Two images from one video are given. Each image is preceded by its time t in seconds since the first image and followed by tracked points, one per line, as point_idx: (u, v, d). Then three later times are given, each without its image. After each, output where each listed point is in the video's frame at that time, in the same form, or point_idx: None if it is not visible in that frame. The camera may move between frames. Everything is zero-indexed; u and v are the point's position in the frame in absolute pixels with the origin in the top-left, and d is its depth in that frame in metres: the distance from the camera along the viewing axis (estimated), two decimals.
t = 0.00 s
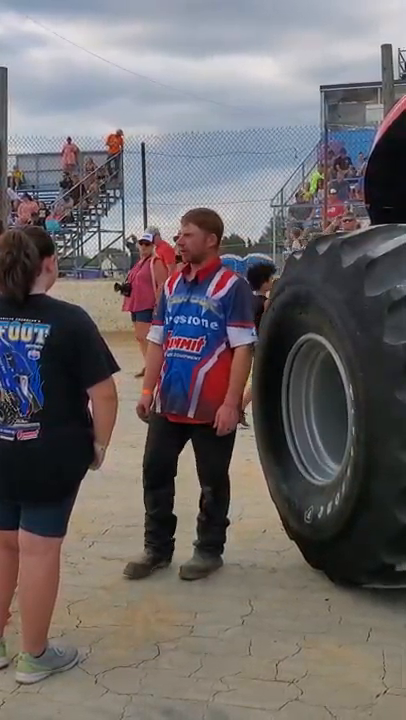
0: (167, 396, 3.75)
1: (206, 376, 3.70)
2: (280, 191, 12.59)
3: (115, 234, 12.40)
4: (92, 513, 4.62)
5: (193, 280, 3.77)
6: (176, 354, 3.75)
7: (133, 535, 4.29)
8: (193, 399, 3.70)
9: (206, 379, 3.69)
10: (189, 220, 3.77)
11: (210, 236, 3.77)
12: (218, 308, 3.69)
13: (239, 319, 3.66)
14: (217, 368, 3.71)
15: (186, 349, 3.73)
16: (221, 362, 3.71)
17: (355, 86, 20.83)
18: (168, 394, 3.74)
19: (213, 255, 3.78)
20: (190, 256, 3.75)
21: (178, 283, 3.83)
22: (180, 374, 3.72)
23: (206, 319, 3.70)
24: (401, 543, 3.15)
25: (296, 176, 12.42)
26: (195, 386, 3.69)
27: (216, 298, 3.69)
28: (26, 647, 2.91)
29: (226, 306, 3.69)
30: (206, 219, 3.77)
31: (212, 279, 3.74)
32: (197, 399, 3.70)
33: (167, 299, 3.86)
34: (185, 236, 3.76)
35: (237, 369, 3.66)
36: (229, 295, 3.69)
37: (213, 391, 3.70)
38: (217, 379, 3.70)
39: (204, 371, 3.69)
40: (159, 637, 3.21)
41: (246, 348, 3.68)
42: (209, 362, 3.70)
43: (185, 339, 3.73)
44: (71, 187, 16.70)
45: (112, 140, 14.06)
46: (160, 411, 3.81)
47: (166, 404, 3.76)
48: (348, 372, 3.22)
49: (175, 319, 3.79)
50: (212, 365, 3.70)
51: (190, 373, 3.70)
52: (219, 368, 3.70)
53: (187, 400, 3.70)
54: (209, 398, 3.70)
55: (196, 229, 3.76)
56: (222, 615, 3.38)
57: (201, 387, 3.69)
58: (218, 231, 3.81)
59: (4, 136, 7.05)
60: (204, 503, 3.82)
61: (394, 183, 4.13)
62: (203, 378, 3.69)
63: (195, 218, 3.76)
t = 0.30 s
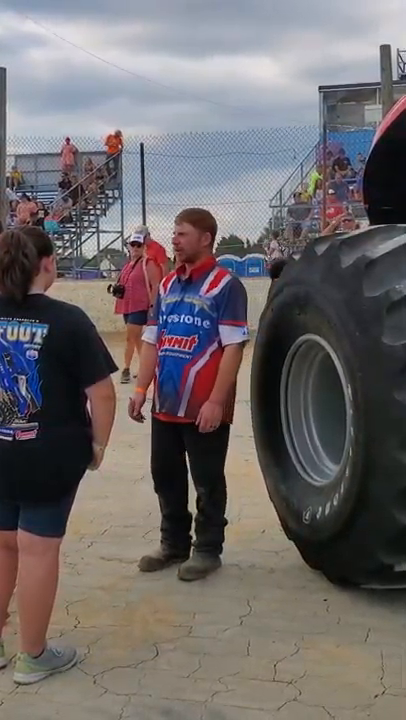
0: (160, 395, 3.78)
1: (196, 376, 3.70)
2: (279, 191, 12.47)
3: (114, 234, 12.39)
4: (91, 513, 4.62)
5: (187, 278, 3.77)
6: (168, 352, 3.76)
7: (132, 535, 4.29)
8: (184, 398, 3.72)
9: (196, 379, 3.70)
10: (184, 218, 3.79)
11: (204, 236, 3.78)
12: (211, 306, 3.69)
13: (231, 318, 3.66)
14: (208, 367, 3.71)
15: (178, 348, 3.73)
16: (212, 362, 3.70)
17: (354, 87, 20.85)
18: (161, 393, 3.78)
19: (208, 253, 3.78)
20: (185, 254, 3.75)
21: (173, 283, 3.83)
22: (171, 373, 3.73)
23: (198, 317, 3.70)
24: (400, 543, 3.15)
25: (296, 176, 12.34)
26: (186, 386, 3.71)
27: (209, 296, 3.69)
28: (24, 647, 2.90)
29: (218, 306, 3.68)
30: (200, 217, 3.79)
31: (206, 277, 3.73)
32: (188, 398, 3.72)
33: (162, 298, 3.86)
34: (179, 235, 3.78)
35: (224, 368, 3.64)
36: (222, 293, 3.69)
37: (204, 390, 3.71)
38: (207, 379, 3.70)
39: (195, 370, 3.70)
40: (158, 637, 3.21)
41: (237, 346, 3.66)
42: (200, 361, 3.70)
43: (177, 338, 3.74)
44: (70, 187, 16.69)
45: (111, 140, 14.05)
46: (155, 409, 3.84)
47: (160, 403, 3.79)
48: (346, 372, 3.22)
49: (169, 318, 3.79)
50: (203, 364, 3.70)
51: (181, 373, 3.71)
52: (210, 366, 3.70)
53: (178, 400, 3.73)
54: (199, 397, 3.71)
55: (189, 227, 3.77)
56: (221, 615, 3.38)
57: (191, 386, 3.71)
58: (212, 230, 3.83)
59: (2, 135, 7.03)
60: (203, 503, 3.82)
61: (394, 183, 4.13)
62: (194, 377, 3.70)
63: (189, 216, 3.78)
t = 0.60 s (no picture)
0: (157, 395, 3.78)
1: (193, 376, 3.70)
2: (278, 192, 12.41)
3: (112, 234, 12.39)
4: (89, 514, 4.62)
5: (182, 278, 3.77)
6: (164, 352, 3.75)
7: (131, 535, 4.30)
8: (181, 397, 3.72)
9: (193, 379, 3.70)
10: (181, 215, 3.79)
11: (201, 235, 3.80)
12: (207, 305, 3.70)
13: (227, 316, 3.67)
14: (205, 367, 3.71)
15: (174, 347, 3.73)
16: (209, 361, 3.71)
17: (353, 87, 20.87)
18: (158, 393, 3.77)
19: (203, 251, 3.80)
20: (184, 251, 3.75)
21: (167, 282, 3.83)
22: (168, 374, 3.73)
23: (195, 316, 3.70)
24: (399, 543, 3.15)
25: (294, 176, 12.39)
26: (183, 386, 3.71)
27: (206, 295, 3.70)
28: (23, 648, 2.90)
29: (215, 305, 3.69)
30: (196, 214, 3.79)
31: (202, 276, 3.74)
32: (185, 398, 3.72)
33: (155, 299, 3.87)
34: (177, 234, 3.76)
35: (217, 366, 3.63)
36: (218, 291, 3.70)
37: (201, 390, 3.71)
38: (204, 378, 3.70)
39: (192, 370, 3.70)
40: (157, 638, 3.21)
41: (234, 343, 3.67)
42: (196, 361, 3.70)
43: (173, 337, 3.74)
44: (69, 187, 16.70)
45: (109, 140, 14.05)
46: (153, 409, 3.84)
47: (157, 403, 3.79)
48: (345, 372, 3.22)
49: (163, 319, 3.79)
50: (200, 363, 3.70)
51: (178, 373, 3.71)
52: (206, 365, 3.70)
53: (175, 400, 3.73)
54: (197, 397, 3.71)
55: (188, 226, 3.77)
56: (220, 616, 3.38)
57: (189, 386, 3.71)
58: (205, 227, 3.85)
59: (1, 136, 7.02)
60: (202, 503, 3.82)
61: (392, 183, 4.14)
62: (190, 376, 3.70)
63: (186, 213, 3.78)
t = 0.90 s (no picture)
0: (155, 395, 3.77)
1: (193, 376, 3.70)
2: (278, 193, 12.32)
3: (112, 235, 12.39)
4: (89, 514, 4.62)
5: (180, 278, 3.77)
6: (162, 351, 3.75)
7: (131, 536, 4.30)
8: (180, 397, 3.71)
9: (193, 379, 3.70)
10: (176, 218, 3.76)
11: (198, 236, 3.79)
12: (208, 305, 3.70)
13: (230, 315, 3.69)
14: (204, 367, 3.71)
15: (173, 347, 3.72)
16: (209, 361, 3.72)
17: (353, 88, 20.89)
18: (156, 393, 3.76)
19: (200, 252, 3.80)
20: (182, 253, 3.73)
21: (164, 282, 3.84)
22: (167, 374, 3.71)
23: (195, 316, 3.70)
24: (399, 544, 3.14)
25: (295, 177, 12.39)
26: (182, 386, 3.70)
27: (206, 295, 3.71)
28: (23, 648, 2.90)
29: (216, 305, 3.70)
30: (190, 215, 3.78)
31: (201, 276, 3.74)
32: (184, 398, 3.70)
33: (152, 299, 3.86)
34: (174, 237, 3.75)
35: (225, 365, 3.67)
36: (219, 291, 3.71)
37: (200, 391, 3.70)
38: (204, 379, 3.71)
39: (191, 369, 3.69)
40: (157, 638, 3.21)
41: (238, 342, 3.70)
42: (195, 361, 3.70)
43: (172, 336, 3.73)
44: (69, 187, 16.70)
45: (109, 140, 14.06)
46: (151, 409, 3.82)
47: (155, 403, 3.78)
48: (345, 373, 3.22)
49: (161, 318, 3.78)
50: (199, 362, 3.70)
51: (177, 373, 3.70)
52: (206, 365, 3.71)
53: (174, 400, 3.71)
54: (196, 397, 3.70)
55: (185, 229, 3.75)
56: (220, 616, 3.39)
57: (188, 386, 3.70)
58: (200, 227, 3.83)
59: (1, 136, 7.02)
60: (202, 504, 3.82)
61: (392, 184, 4.14)
62: (190, 376, 3.69)
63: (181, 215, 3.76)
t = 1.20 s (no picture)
0: (155, 395, 3.76)
1: (193, 376, 3.69)
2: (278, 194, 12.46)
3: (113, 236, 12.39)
4: (90, 515, 4.62)
5: (179, 278, 3.78)
6: (162, 351, 3.75)
7: (131, 536, 4.30)
8: (180, 397, 3.70)
9: (193, 379, 3.69)
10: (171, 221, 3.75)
11: (192, 236, 3.78)
12: (208, 304, 3.72)
13: (231, 314, 3.70)
14: (204, 367, 3.71)
15: (173, 347, 3.72)
16: (209, 361, 3.72)
17: (354, 89, 20.90)
18: (156, 393, 3.75)
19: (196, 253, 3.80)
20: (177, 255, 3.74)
21: (162, 282, 3.84)
22: (167, 373, 3.71)
23: (194, 316, 3.70)
24: (401, 545, 3.13)
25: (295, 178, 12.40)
26: (182, 386, 3.69)
27: (205, 295, 3.72)
28: (23, 649, 2.90)
29: (216, 304, 3.72)
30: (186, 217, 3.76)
31: (200, 276, 3.75)
32: (184, 398, 3.69)
33: (150, 299, 3.86)
34: (168, 241, 3.74)
35: (233, 362, 3.70)
36: (219, 291, 3.73)
37: (201, 390, 3.69)
38: (204, 378, 3.70)
39: (192, 369, 3.69)
40: (158, 639, 3.21)
41: (240, 341, 3.72)
42: (195, 361, 3.70)
43: (171, 337, 3.73)
44: (70, 188, 16.72)
45: (110, 141, 14.07)
46: (151, 410, 3.81)
47: (155, 403, 3.77)
48: (346, 373, 3.22)
49: (160, 319, 3.78)
50: (200, 362, 3.70)
51: (177, 373, 3.70)
52: (206, 364, 3.71)
53: (174, 400, 3.70)
54: (197, 397, 3.69)
55: (178, 231, 3.74)
56: (221, 617, 3.39)
57: (188, 386, 3.69)
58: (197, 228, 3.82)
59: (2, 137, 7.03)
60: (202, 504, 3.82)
61: (392, 185, 4.14)
62: (190, 376, 3.69)
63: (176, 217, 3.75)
